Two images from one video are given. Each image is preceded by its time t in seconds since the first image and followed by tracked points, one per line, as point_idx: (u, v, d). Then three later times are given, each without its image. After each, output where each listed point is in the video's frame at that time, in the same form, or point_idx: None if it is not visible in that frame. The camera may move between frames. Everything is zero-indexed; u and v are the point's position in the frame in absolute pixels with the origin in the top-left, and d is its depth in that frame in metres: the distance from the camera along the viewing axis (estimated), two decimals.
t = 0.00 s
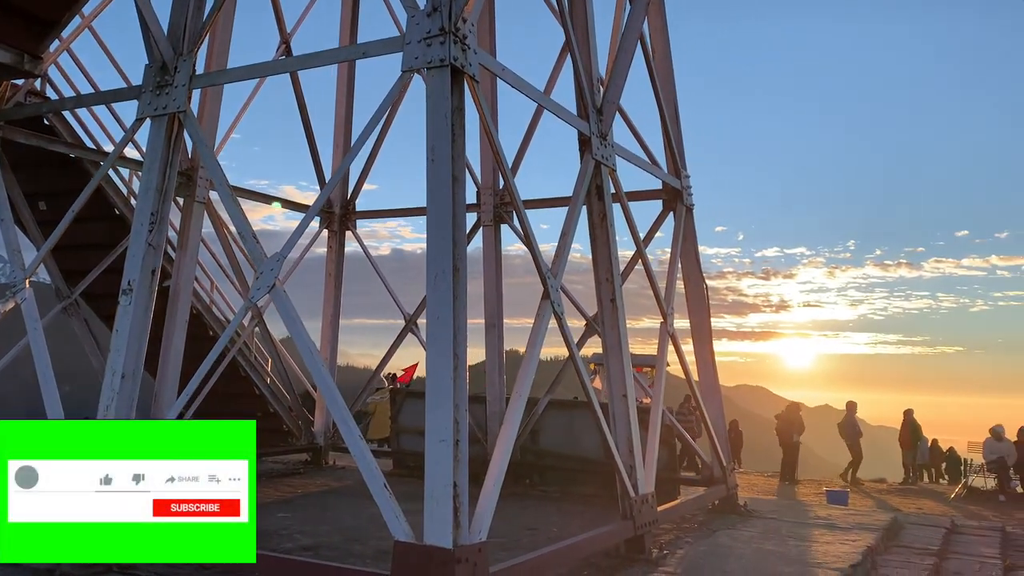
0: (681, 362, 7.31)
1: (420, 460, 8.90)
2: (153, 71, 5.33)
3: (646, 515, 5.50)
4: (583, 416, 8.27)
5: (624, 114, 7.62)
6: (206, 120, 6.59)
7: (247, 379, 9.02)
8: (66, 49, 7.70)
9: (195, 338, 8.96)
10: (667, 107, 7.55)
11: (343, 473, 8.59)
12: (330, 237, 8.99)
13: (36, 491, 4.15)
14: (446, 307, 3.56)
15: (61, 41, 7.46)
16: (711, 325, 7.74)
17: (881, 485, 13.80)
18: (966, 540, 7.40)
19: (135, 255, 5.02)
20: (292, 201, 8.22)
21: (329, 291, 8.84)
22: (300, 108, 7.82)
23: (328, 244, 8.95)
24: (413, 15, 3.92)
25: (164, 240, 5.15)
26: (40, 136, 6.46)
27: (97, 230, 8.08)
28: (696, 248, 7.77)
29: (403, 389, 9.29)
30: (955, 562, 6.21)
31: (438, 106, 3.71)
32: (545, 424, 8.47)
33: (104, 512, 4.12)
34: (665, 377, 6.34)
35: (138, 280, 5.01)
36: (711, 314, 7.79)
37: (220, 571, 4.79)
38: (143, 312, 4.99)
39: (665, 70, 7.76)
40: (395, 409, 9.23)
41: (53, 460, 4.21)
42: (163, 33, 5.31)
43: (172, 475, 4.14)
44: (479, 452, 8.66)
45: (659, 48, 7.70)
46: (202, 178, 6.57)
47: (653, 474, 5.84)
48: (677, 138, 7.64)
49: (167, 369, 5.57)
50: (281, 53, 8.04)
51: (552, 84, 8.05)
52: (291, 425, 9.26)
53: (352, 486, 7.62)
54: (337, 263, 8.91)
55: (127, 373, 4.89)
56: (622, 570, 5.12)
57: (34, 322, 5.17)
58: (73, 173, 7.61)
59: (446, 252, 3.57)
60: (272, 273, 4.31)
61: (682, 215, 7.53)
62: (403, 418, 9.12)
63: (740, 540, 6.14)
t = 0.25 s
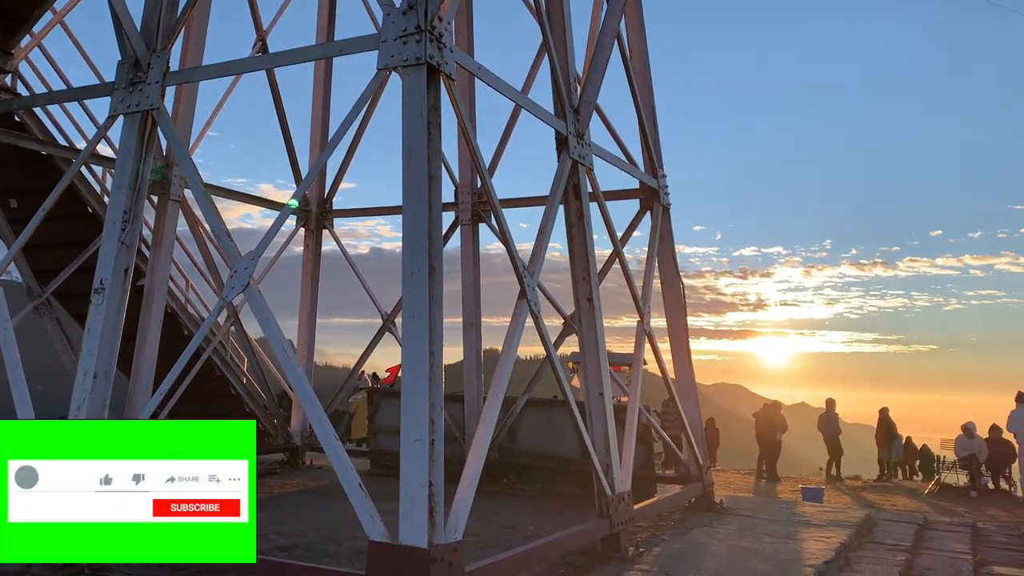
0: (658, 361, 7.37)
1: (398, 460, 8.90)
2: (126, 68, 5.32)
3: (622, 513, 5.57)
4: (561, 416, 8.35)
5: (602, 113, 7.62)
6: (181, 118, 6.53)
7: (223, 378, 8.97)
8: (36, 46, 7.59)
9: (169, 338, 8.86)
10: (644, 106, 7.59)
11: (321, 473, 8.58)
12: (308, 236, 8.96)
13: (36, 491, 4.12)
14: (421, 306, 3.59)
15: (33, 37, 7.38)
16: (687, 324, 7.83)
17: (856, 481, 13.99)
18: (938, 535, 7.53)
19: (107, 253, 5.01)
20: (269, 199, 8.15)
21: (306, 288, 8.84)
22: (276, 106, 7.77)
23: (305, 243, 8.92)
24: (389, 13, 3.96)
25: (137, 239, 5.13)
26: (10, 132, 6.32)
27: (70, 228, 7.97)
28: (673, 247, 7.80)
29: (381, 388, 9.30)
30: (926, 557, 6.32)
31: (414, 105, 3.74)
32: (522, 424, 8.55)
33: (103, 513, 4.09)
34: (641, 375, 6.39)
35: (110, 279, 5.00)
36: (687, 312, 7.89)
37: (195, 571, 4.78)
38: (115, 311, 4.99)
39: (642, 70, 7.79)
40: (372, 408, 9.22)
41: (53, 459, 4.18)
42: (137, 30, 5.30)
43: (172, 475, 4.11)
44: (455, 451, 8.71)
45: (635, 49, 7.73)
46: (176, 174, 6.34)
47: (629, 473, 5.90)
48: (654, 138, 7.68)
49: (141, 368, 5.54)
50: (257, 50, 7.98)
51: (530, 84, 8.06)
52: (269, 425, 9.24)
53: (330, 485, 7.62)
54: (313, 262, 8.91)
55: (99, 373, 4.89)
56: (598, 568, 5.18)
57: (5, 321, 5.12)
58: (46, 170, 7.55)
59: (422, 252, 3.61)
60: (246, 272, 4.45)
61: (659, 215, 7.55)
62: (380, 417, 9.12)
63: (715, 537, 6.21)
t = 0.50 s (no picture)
0: (637, 359, 7.44)
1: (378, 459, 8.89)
2: (103, 65, 5.30)
3: (601, 512, 5.58)
4: (541, 415, 8.49)
5: (583, 113, 7.66)
6: (159, 118, 6.51)
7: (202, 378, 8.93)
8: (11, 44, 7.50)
9: (147, 337, 8.78)
10: (624, 106, 7.62)
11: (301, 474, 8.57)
12: (288, 235, 8.94)
13: (36, 491, 4.18)
14: (400, 305, 3.65)
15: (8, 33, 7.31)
16: (668, 324, 7.80)
17: (835, 479, 14.12)
18: (915, 532, 7.63)
19: (84, 251, 4.97)
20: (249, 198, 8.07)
21: (286, 286, 8.81)
22: (255, 104, 7.73)
23: (285, 242, 8.90)
24: (368, 11, 4.01)
25: (114, 237, 5.09)
26: None
27: (47, 227, 7.88)
28: (654, 248, 7.84)
29: (361, 388, 9.31)
30: (903, 555, 6.41)
31: (392, 102, 3.79)
32: (503, 424, 8.68)
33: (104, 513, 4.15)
34: (621, 373, 6.44)
35: (86, 278, 4.96)
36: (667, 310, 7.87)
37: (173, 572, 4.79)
38: (91, 311, 4.97)
39: (623, 71, 7.83)
40: (353, 408, 9.22)
41: (53, 460, 4.25)
42: (113, 28, 5.27)
43: (172, 475, 4.16)
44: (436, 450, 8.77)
45: (617, 50, 7.76)
46: (155, 174, 6.36)
47: (609, 472, 5.96)
48: (635, 138, 7.70)
49: (119, 368, 5.53)
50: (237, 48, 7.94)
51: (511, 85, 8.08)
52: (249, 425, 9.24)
53: (310, 486, 7.62)
54: (294, 261, 8.84)
55: (75, 373, 4.86)
56: (576, 567, 5.19)
57: None
58: (22, 169, 7.49)
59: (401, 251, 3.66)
60: (223, 271, 4.47)
61: (639, 215, 7.58)
62: (360, 417, 9.13)
63: (694, 536, 6.28)
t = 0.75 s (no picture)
0: (614, 359, 7.52)
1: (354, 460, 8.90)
2: (76, 62, 5.27)
3: (578, 512, 5.64)
4: (518, 415, 8.77)
5: (561, 113, 7.70)
6: (133, 118, 6.42)
7: (178, 378, 8.86)
8: None
9: (122, 336, 8.70)
10: (602, 106, 7.67)
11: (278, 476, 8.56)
12: (264, 235, 8.87)
13: (36, 491, 4.19)
14: (376, 305, 3.72)
15: None
16: (645, 324, 7.88)
17: (811, 478, 14.27)
18: (888, 530, 7.72)
19: (55, 250, 4.94)
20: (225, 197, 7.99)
21: (262, 286, 8.71)
22: (232, 102, 7.68)
23: (262, 242, 8.81)
24: (344, 10, 4.12)
25: (86, 236, 5.06)
26: None
27: (21, 226, 7.77)
28: (632, 248, 7.90)
29: (339, 388, 9.32)
30: (876, 553, 6.50)
31: (369, 102, 3.86)
32: (482, 424, 8.93)
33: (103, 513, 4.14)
34: (599, 373, 6.52)
35: (57, 277, 4.92)
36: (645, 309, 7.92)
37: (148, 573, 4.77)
38: (64, 310, 4.93)
39: (601, 72, 7.87)
40: (330, 408, 9.24)
41: (53, 460, 4.25)
42: (87, 25, 5.25)
43: (172, 475, 4.15)
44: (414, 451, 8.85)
45: (594, 51, 7.80)
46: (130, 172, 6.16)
47: (585, 471, 6.02)
48: (613, 139, 7.74)
49: (93, 369, 5.54)
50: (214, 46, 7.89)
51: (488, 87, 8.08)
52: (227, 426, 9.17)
53: (287, 487, 7.61)
54: (271, 261, 8.76)
55: (46, 373, 4.82)
56: (552, 566, 5.23)
57: None
58: None
59: (377, 251, 3.75)
60: (197, 271, 4.53)
61: (617, 215, 7.61)
62: (337, 417, 9.15)
63: (670, 535, 6.36)
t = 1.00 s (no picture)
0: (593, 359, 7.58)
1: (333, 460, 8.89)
2: (50, 60, 5.24)
3: (556, 511, 5.68)
4: (498, 415, 8.80)
5: (541, 113, 7.71)
6: (109, 118, 6.38)
7: (155, 378, 8.75)
8: None
9: (95, 336, 8.58)
10: (582, 106, 7.70)
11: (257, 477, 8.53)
12: (243, 234, 8.84)
13: (36, 491, 4.14)
14: (352, 303, 3.76)
15: None
16: (624, 324, 7.89)
17: (789, 477, 14.39)
18: (864, 529, 7.80)
19: (28, 249, 4.90)
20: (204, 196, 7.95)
21: (240, 287, 8.63)
22: (210, 100, 7.63)
23: (240, 241, 8.77)
24: (322, 9, 4.15)
25: (59, 235, 5.02)
26: None
27: None
28: (611, 248, 7.94)
29: (317, 388, 9.31)
30: (851, 552, 6.57)
31: (347, 100, 3.91)
32: (462, 424, 8.95)
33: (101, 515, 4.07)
34: (577, 373, 6.56)
35: (31, 277, 4.90)
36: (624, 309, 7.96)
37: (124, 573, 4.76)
38: (37, 310, 4.91)
39: (581, 73, 7.90)
40: (309, 408, 9.27)
41: (53, 459, 4.18)
42: (60, 22, 5.21)
43: (172, 475, 4.08)
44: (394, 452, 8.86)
45: (574, 52, 7.83)
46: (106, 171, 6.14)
47: (564, 471, 6.06)
48: (593, 140, 7.76)
49: (68, 367, 5.55)
50: (192, 44, 7.84)
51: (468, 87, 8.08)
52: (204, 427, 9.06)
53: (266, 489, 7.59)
54: (249, 261, 8.67)
55: (18, 373, 4.77)
56: (530, 567, 5.26)
57: None
58: None
59: (353, 250, 3.78)
60: (172, 270, 4.50)
61: (597, 216, 7.65)
62: (316, 418, 9.14)
63: (649, 534, 6.41)
